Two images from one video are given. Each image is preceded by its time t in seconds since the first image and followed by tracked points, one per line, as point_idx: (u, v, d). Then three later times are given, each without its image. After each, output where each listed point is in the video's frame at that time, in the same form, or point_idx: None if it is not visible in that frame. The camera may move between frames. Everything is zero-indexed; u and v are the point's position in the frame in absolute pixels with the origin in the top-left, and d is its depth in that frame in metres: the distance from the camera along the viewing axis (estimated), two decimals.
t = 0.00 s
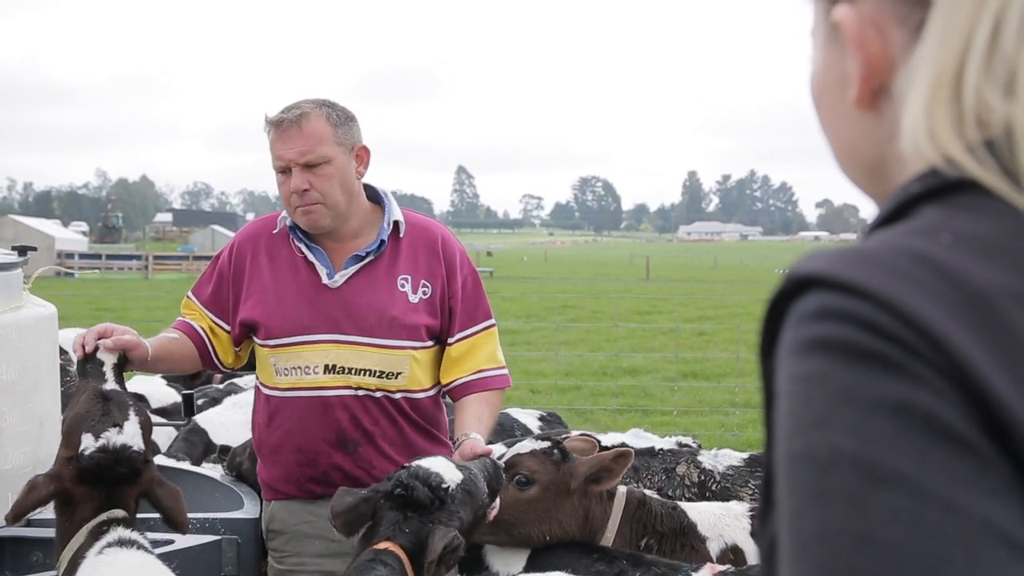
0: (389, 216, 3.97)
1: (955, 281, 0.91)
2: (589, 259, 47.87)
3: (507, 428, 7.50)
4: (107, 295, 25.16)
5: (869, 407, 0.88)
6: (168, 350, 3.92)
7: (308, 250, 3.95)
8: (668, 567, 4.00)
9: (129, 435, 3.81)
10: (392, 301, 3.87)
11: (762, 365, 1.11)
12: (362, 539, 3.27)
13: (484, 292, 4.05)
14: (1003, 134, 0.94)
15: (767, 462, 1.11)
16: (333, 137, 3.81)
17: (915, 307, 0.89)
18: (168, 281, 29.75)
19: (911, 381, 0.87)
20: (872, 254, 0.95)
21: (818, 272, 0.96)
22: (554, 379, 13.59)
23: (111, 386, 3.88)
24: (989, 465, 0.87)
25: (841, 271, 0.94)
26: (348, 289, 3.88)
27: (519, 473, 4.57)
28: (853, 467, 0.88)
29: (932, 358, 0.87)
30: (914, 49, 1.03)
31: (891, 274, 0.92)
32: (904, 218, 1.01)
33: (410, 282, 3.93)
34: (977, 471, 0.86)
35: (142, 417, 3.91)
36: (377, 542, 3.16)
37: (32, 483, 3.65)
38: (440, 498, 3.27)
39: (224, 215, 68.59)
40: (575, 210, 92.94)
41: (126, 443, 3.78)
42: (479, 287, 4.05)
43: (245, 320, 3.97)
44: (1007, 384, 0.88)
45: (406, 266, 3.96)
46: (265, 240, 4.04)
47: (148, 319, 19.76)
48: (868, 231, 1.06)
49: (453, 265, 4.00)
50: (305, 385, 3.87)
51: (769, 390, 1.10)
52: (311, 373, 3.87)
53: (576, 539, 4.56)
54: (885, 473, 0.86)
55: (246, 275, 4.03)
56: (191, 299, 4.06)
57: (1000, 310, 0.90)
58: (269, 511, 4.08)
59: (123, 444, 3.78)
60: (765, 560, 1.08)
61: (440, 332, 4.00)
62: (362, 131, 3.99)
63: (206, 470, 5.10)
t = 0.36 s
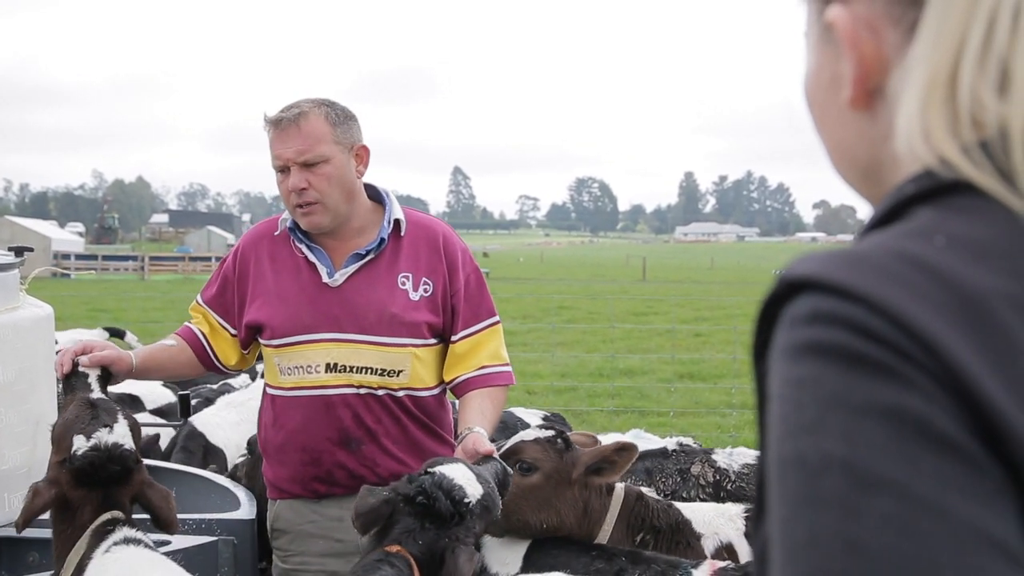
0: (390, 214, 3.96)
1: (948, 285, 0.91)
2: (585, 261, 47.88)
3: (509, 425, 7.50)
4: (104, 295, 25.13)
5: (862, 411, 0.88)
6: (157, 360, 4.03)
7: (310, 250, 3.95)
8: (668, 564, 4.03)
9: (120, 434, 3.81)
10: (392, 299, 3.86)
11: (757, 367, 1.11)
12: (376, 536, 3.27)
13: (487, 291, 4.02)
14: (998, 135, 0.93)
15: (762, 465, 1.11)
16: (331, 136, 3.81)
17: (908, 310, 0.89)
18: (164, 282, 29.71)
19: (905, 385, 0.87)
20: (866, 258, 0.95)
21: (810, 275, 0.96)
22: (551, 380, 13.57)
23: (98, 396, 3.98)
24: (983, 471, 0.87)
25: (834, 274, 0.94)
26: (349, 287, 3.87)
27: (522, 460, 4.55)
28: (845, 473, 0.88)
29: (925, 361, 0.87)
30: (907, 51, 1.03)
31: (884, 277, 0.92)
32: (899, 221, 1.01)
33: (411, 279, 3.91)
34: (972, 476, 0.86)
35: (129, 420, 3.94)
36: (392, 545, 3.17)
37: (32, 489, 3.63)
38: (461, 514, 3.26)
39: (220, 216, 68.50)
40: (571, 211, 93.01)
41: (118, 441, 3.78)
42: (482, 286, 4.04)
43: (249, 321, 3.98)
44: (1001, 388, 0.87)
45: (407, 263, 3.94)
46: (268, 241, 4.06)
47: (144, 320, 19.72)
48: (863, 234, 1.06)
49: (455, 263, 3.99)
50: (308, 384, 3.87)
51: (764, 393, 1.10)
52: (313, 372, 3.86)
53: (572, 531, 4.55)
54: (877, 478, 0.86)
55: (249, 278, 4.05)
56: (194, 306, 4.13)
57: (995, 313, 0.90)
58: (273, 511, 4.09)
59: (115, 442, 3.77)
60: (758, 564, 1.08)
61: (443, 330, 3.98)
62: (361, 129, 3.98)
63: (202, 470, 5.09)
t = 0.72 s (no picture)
0: (389, 216, 3.95)
1: (954, 286, 0.91)
2: (581, 261, 47.86)
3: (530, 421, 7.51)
4: (101, 295, 25.13)
5: (871, 414, 0.88)
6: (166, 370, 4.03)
7: (307, 253, 3.96)
8: (667, 564, 4.11)
9: (133, 442, 3.84)
10: (389, 300, 3.86)
11: (762, 367, 1.11)
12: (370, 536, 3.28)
13: (485, 291, 3.99)
14: (1005, 137, 0.94)
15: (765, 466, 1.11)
16: (324, 137, 3.81)
17: (916, 312, 0.89)
18: (161, 282, 29.69)
19: (913, 389, 0.87)
20: (873, 260, 0.96)
21: (818, 276, 0.96)
22: (548, 380, 13.58)
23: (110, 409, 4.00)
24: (990, 474, 0.87)
25: (841, 275, 0.95)
26: (345, 290, 3.88)
27: (515, 470, 4.51)
28: (852, 477, 0.88)
29: (933, 363, 0.87)
30: (916, 48, 1.03)
31: (892, 278, 0.93)
32: (906, 222, 1.01)
33: (408, 281, 3.91)
34: (977, 481, 0.86)
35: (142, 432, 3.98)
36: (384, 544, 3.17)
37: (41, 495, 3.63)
38: (456, 513, 3.27)
39: (216, 216, 68.45)
40: (569, 211, 93.02)
41: (131, 449, 3.80)
42: (481, 286, 4.00)
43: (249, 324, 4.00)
44: (1008, 391, 0.88)
45: (405, 265, 3.93)
46: (268, 243, 4.07)
47: (140, 320, 19.68)
48: (870, 234, 1.07)
49: (453, 263, 3.97)
50: (305, 387, 3.89)
51: (769, 394, 1.10)
52: (309, 375, 3.88)
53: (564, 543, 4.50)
54: (884, 483, 0.87)
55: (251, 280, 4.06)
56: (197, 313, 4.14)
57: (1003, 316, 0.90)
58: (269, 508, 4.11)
59: (128, 450, 3.79)
60: (762, 566, 1.08)
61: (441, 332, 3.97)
62: (355, 130, 3.97)
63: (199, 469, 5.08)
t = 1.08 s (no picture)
0: (388, 214, 3.95)
1: (964, 286, 0.92)
2: (578, 261, 47.87)
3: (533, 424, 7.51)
4: (98, 295, 25.08)
5: (881, 415, 0.88)
6: (184, 374, 4.05)
7: (309, 255, 3.95)
8: (674, 564, 4.14)
9: (134, 451, 3.79)
10: (394, 300, 3.85)
11: (769, 368, 1.11)
12: (364, 538, 3.27)
13: (483, 287, 4.01)
14: (1014, 137, 0.94)
15: (772, 466, 1.11)
16: (320, 138, 3.80)
17: (926, 312, 0.89)
18: (157, 282, 29.63)
19: (922, 390, 0.88)
20: (882, 260, 0.96)
21: (826, 277, 0.97)
22: (545, 380, 13.61)
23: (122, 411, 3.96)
24: (1000, 474, 0.87)
25: (849, 276, 0.95)
26: (350, 291, 3.87)
27: (519, 473, 4.50)
28: (863, 479, 0.88)
29: (942, 363, 0.88)
30: (924, 47, 1.03)
31: (901, 278, 0.93)
32: (913, 222, 1.01)
33: (411, 280, 3.91)
34: (989, 481, 0.87)
35: (149, 441, 3.93)
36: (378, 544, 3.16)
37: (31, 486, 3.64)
38: (448, 508, 3.27)
39: (213, 215, 68.36)
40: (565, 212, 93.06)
41: (130, 458, 3.76)
42: (479, 282, 4.02)
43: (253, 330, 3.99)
44: (1017, 391, 0.88)
45: (407, 264, 3.93)
46: (267, 247, 4.06)
47: (136, 320, 19.63)
48: (877, 234, 1.07)
49: (453, 259, 3.98)
50: (315, 390, 3.88)
51: (776, 395, 1.11)
52: (318, 378, 3.87)
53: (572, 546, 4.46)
54: (895, 484, 0.87)
55: (252, 283, 4.06)
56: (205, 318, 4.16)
57: (1012, 315, 0.90)
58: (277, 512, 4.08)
59: (126, 459, 3.76)
60: (769, 567, 1.08)
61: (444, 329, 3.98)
62: (352, 130, 3.97)
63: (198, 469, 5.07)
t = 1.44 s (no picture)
0: (390, 215, 3.94)
1: (968, 286, 0.92)
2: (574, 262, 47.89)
3: (518, 423, 7.53)
4: (93, 295, 25.04)
5: (886, 417, 0.89)
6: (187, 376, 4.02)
7: (316, 259, 3.93)
8: (673, 563, 4.13)
9: (122, 456, 3.77)
10: (400, 305, 3.85)
11: (773, 369, 1.12)
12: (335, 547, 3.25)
13: (488, 285, 4.01)
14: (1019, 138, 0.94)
15: (777, 467, 1.12)
16: (329, 139, 3.80)
17: (930, 313, 0.90)
18: (153, 281, 29.58)
19: (926, 391, 0.88)
20: (886, 261, 0.96)
21: (830, 279, 0.97)
22: (542, 381, 13.62)
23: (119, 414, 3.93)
24: (1004, 474, 0.88)
25: (853, 277, 0.95)
26: (356, 295, 3.85)
27: (535, 468, 4.49)
28: (867, 480, 0.88)
29: (948, 365, 0.88)
30: (929, 48, 1.03)
31: (905, 280, 0.93)
32: (917, 223, 1.01)
33: (416, 282, 3.90)
34: (993, 482, 0.87)
35: (141, 442, 3.90)
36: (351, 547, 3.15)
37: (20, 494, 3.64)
38: (420, 510, 3.29)
39: (209, 215, 68.27)
40: (562, 212, 93.11)
41: (118, 463, 3.75)
42: (484, 280, 4.02)
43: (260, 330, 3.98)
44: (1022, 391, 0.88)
45: (412, 265, 3.93)
46: (272, 247, 4.05)
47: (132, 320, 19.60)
48: (881, 235, 1.07)
49: (458, 260, 3.97)
50: (322, 393, 3.88)
51: (781, 396, 1.11)
52: (325, 381, 3.87)
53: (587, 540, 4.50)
54: (898, 484, 0.87)
55: (257, 285, 4.05)
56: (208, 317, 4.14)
57: (1017, 316, 0.91)
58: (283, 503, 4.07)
59: (115, 463, 3.75)
60: (773, 567, 1.08)
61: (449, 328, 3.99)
62: (359, 132, 3.97)
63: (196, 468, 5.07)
